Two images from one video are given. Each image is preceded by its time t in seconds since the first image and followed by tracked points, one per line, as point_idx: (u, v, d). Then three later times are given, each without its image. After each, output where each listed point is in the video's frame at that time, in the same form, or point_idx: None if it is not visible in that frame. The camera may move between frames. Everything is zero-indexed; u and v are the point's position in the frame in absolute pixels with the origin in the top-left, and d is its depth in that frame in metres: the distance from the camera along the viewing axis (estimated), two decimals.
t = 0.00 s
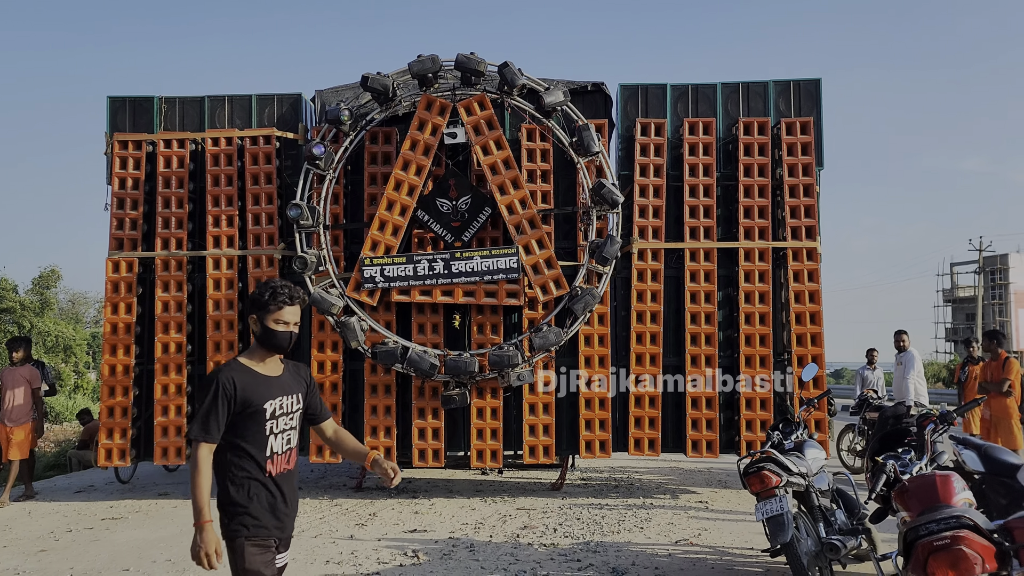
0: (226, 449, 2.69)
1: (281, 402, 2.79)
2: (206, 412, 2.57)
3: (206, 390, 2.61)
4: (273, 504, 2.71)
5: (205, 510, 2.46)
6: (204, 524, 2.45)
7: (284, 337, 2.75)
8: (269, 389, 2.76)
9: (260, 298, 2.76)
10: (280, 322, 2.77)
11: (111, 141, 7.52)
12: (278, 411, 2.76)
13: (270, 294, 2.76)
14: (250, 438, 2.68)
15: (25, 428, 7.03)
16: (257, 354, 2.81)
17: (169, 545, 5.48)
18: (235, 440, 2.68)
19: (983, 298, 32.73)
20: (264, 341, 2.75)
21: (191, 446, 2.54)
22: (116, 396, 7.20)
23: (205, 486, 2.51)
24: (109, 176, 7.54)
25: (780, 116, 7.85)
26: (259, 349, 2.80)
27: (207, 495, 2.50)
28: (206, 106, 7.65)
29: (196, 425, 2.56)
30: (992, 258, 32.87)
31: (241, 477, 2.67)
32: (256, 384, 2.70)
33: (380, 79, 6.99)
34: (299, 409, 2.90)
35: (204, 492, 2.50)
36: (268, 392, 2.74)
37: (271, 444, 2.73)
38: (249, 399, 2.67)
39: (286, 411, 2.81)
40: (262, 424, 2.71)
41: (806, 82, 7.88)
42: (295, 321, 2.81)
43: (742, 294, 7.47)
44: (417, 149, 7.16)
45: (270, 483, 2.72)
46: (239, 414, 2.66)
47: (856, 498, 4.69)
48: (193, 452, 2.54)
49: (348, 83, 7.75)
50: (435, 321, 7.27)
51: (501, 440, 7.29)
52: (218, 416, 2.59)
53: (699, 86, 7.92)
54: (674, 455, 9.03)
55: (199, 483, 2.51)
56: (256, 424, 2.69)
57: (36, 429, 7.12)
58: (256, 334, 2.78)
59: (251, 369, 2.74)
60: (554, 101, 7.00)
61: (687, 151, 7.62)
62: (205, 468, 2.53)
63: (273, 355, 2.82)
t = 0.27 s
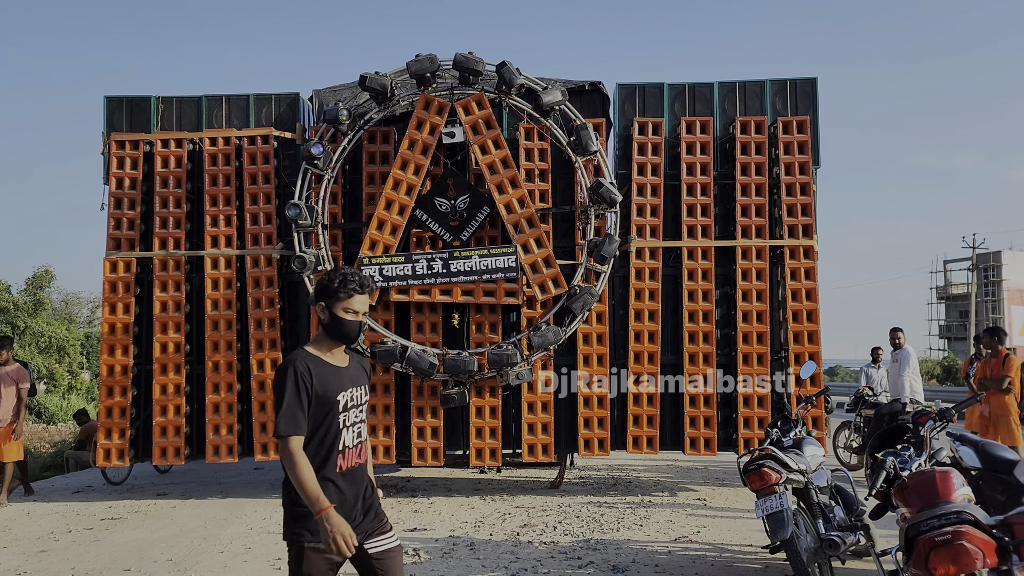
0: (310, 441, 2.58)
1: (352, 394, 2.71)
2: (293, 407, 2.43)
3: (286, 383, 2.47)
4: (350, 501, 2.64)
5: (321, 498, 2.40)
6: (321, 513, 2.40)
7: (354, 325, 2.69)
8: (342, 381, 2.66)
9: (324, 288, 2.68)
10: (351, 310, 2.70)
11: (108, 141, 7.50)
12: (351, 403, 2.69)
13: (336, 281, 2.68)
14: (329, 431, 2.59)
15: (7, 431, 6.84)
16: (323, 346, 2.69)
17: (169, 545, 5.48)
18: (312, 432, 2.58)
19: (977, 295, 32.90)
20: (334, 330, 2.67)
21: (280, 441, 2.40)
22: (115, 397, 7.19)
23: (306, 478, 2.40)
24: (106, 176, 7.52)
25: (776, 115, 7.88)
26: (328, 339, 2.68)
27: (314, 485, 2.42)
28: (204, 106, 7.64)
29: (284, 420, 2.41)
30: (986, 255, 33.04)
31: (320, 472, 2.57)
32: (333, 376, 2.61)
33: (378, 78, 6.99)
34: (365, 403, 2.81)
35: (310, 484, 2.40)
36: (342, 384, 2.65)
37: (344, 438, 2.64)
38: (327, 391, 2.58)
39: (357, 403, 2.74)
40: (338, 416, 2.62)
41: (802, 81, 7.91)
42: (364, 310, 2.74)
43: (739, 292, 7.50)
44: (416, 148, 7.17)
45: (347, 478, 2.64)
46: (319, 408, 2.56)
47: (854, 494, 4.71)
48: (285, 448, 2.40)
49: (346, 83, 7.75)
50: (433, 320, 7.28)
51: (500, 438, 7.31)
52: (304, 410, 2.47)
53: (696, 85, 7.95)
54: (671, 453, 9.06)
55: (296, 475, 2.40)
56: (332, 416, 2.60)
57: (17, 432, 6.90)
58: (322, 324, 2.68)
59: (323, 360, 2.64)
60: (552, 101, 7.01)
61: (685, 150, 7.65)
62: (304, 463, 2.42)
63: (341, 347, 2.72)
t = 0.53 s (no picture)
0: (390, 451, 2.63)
1: (432, 405, 2.75)
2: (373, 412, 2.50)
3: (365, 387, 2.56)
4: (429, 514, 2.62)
5: (417, 495, 2.42)
6: (420, 508, 2.42)
7: (437, 333, 2.72)
8: (421, 388, 2.71)
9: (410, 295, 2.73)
10: (435, 319, 2.74)
11: (105, 142, 7.48)
12: (431, 413, 2.72)
13: (423, 290, 2.72)
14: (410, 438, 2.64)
15: None
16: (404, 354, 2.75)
17: (168, 546, 5.48)
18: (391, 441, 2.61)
19: (971, 295, 33.03)
20: (417, 337, 2.71)
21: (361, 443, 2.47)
22: (112, 398, 7.17)
23: (393, 481, 2.45)
24: (103, 177, 7.51)
25: (773, 116, 7.91)
26: (410, 347, 2.74)
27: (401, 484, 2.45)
28: (201, 107, 7.64)
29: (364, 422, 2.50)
30: (981, 255, 33.18)
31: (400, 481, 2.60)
32: (413, 384, 2.67)
33: (375, 79, 6.99)
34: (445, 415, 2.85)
35: (395, 483, 2.44)
36: (424, 394, 2.71)
37: (423, 448, 2.68)
38: (408, 398, 2.63)
39: (437, 415, 2.77)
40: (418, 424, 2.67)
41: (798, 82, 7.94)
42: (447, 318, 2.78)
43: (736, 292, 7.53)
44: (413, 149, 7.18)
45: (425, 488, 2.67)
46: (400, 414, 2.61)
47: (851, 494, 4.71)
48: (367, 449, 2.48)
49: (344, 84, 7.76)
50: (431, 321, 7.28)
51: (498, 438, 7.31)
52: (384, 412, 2.56)
53: (693, 86, 7.97)
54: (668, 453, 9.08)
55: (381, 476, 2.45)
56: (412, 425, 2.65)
57: None
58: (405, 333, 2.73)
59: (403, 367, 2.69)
60: (550, 102, 7.02)
61: (682, 151, 7.67)
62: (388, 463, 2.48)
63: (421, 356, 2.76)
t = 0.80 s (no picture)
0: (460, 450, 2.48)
1: (511, 400, 2.58)
2: (445, 409, 2.36)
3: (439, 381, 2.40)
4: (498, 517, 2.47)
5: (452, 516, 2.29)
6: (450, 530, 2.29)
7: (519, 325, 2.54)
8: (501, 384, 2.53)
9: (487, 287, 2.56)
10: (516, 309, 2.56)
11: (103, 143, 7.48)
12: (511, 409, 2.55)
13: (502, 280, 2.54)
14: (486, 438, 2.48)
15: None
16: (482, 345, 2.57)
17: (165, 548, 5.47)
18: (467, 440, 2.47)
19: (967, 298, 33.13)
20: (497, 329, 2.54)
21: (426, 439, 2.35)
22: (109, 400, 7.16)
23: (448, 490, 2.32)
24: (100, 178, 7.50)
25: (769, 118, 7.94)
26: (489, 339, 2.56)
27: (451, 497, 2.32)
28: (199, 108, 7.64)
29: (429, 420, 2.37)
30: (976, 257, 33.30)
31: (474, 482, 2.47)
32: (493, 377, 2.50)
33: (373, 81, 7.00)
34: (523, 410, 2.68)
35: (447, 493, 2.31)
36: (503, 387, 2.53)
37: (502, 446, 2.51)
38: (487, 393, 2.47)
39: (516, 410, 2.60)
40: (498, 420, 2.51)
41: (795, 85, 7.97)
42: (529, 309, 2.59)
43: (733, 294, 7.54)
44: (411, 151, 7.20)
45: (498, 489, 2.50)
46: (476, 411, 2.46)
47: (848, 496, 4.69)
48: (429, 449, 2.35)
49: (342, 86, 7.77)
50: (428, 322, 7.31)
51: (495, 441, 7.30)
52: (456, 411, 2.39)
53: (689, 88, 8.00)
54: (665, 455, 9.10)
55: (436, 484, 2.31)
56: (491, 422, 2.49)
57: None
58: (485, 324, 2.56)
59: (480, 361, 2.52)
60: (547, 104, 7.03)
61: (679, 153, 7.69)
62: (447, 469, 2.33)
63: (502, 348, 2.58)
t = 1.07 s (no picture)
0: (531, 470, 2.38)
1: (582, 409, 2.53)
2: (516, 430, 2.25)
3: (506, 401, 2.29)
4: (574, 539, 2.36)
5: (526, 547, 2.16)
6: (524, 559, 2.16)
7: (592, 331, 2.53)
8: (572, 390, 2.48)
9: (556, 288, 2.52)
10: (587, 314, 2.54)
11: (101, 144, 7.47)
12: (582, 420, 2.49)
13: (567, 280, 2.53)
14: (558, 455, 2.38)
15: None
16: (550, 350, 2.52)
17: (162, 548, 5.46)
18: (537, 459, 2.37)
19: (965, 300, 33.17)
20: (570, 335, 2.51)
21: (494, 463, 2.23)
22: (106, 400, 7.15)
23: (520, 519, 2.19)
24: (98, 179, 7.50)
25: (767, 121, 7.95)
26: (561, 346, 2.53)
27: (523, 524, 2.20)
28: (198, 109, 7.65)
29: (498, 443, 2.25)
30: (974, 260, 33.36)
31: (546, 503, 2.35)
32: (564, 387, 2.44)
33: (372, 82, 7.01)
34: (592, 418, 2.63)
35: (520, 521, 2.19)
36: (574, 397, 2.47)
37: (576, 461, 2.42)
38: (557, 405, 2.39)
39: (586, 419, 2.54)
40: (570, 432, 2.43)
41: (793, 87, 7.99)
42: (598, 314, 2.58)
43: (731, 296, 7.55)
44: (409, 152, 7.20)
45: (575, 507, 2.39)
46: (546, 426, 2.37)
47: (845, 498, 4.76)
48: (498, 474, 2.22)
49: (340, 87, 7.77)
50: (426, 324, 7.29)
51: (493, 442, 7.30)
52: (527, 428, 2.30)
53: (687, 91, 8.02)
54: (662, 457, 9.10)
55: (506, 512, 2.19)
56: (563, 438, 2.40)
57: None
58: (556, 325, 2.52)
59: (549, 369, 2.45)
60: (545, 106, 7.03)
61: (677, 155, 7.70)
62: (517, 494, 2.21)
63: (570, 354, 2.54)
